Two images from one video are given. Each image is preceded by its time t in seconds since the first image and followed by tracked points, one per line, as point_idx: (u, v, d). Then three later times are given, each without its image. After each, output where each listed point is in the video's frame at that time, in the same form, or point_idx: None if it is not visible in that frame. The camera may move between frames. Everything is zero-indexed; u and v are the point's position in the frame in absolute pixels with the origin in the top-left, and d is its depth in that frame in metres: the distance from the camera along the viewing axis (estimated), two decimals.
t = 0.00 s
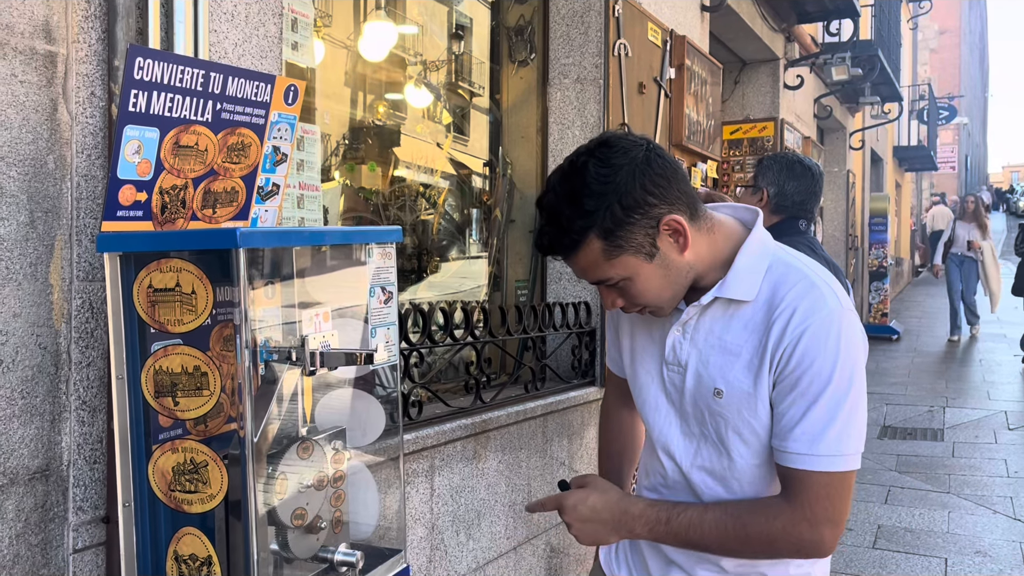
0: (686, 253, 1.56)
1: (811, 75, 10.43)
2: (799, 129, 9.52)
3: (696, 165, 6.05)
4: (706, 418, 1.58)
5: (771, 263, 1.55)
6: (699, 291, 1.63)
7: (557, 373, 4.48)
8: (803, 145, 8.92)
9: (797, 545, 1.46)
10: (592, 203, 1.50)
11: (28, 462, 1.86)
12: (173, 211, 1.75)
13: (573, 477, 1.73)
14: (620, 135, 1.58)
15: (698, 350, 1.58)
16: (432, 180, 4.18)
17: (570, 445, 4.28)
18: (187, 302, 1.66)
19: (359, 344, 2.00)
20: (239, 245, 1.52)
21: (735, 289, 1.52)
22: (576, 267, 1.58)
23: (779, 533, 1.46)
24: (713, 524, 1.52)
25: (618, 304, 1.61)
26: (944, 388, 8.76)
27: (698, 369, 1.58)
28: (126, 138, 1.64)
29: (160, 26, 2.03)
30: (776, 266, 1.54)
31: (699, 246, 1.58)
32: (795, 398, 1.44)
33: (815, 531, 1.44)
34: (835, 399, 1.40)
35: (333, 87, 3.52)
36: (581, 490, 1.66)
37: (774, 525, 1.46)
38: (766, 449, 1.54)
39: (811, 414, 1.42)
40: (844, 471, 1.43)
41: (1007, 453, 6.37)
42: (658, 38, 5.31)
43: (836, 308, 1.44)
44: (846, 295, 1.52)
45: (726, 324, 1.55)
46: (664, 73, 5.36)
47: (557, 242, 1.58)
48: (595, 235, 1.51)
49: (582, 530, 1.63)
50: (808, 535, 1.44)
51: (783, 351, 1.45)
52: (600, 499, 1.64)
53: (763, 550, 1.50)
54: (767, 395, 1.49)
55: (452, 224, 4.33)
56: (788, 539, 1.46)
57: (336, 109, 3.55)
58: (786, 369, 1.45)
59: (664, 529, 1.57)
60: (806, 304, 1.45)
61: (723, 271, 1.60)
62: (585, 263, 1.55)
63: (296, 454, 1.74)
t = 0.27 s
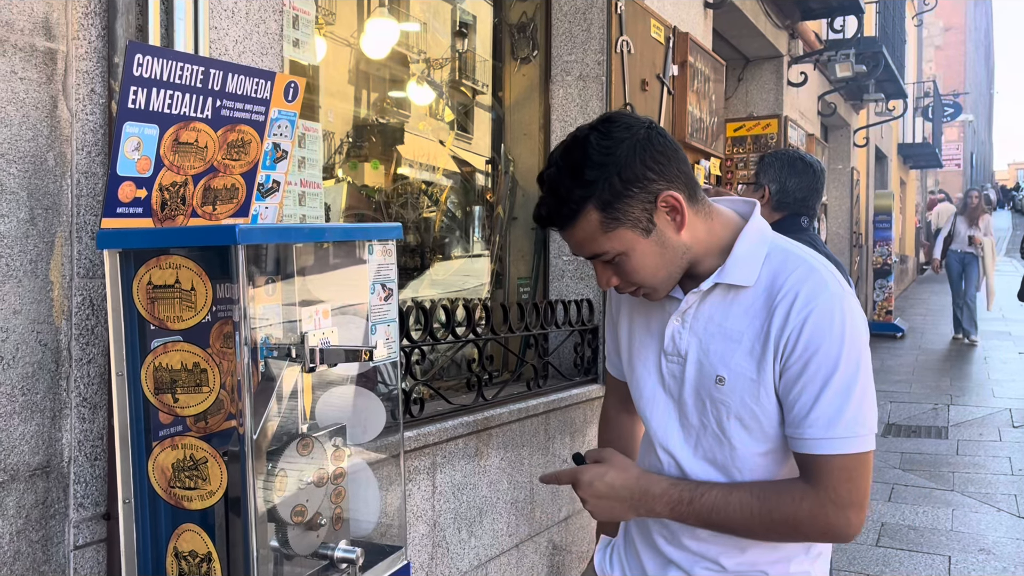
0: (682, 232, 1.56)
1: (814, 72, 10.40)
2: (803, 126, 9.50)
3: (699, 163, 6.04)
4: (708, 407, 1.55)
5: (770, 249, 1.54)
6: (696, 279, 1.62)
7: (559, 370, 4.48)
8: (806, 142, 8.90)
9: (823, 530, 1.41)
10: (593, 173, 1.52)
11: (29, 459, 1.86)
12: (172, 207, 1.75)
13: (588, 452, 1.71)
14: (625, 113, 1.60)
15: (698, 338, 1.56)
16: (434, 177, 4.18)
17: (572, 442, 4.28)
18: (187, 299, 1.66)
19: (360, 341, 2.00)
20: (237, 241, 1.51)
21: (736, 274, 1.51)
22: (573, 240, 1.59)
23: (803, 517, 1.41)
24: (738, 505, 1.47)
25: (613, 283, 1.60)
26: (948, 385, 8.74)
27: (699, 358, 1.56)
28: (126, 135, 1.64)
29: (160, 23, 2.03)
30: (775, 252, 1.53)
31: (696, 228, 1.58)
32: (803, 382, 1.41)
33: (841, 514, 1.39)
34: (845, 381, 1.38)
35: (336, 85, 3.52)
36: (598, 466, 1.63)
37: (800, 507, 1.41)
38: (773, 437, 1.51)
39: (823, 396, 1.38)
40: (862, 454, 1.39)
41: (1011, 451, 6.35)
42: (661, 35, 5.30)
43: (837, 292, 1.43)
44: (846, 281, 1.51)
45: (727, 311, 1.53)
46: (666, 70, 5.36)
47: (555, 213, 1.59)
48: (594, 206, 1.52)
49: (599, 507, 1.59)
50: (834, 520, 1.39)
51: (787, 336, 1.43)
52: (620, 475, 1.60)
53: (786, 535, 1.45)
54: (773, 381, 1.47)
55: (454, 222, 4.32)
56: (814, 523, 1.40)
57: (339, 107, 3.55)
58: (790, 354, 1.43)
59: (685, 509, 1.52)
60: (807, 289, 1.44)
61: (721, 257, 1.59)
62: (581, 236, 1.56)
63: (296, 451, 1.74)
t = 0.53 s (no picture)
0: (682, 213, 1.55)
1: (817, 70, 10.38)
2: (806, 124, 9.48)
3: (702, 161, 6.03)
4: (707, 396, 1.53)
5: (770, 239, 1.54)
6: (697, 267, 1.61)
7: (562, 369, 4.47)
8: (810, 141, 8.88)
9: (856, 511, 1.37)
10: (595, 147, 1.53)
11: (30, 457, 1.87)
12: (173, 206, 1.75)
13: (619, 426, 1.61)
14: (632, 95, 1.62)
15: (698, 326, 1.55)
16: (436, 176, 4.18)
17: (574, 441, 4.28)
18: (187, 297, 1.66)
19: (361, 340, 2.00)
20: (238, 240, 1.52)
21: (736, 260, 1.51)
22: (573, 215, 1.59)
23: (836, 499, 1.37)
24: (771, 484, 1.43)
25: (611, 261, 1.59)
26: (952, 384, 8.72)
27: (699, 346, 1.54)
28: (126, 134, 1.64)
29: (161, 22, 2.03)
30: (775, 242, 1.53)
31: (696, 211, 1.58)
32: (814, 367, 1.39)
33: (873, 496, 1.36)
34: (861, 361, 1.36)
35: (339, 83, 3.52)
36: (630, 442, 1.54)
37: (833, 487, 1.38)
38: (780, 425, 1.49)
39: (837, 378, 1.36)
40: (884, 435, 1.36)
41: (1015, 450, 6.34)
42: (663, 33, 5.29)
43: (840, 277, 1.42)
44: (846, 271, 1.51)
45: (728, 298, 1.52)
46: (668, 68, 5.35)
47: (557, 185, 1.60)
48: (594, 179, 1.53)
49: (630, 482, 1.52)
50: (866, 501, 1.36)
51: (793, 321, 1.42)
52: (653, 451, 1.52)
53: (815, 517, 1.42)
54: (779, 368, 1.45)
55: (456, 221, 4.32)
56: (848, 504, 1.37)
57: (343, 105, 3.55)
58: (798, 339, 1.41)
59: (718, 488, 1.47)
60: (811, 274, 1.43)
61: (721, 246, 1.58)
62: (582, 210, 1.56)
63: (297, 450, 1.74)
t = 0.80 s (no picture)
0: (682, 202, 1.55)
1: (821, 70, 10.37)
2: (810, 124, 9.48)
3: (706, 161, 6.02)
4: (709, 389, 1.51)
5: (772, 232, 1.53)
6: (697, 260, 1.60)
7: (565, 369, 4.47)
8: (813, 140, 8.88)
9: (864, 502, 1.35)
10: (599, 130, 1.55)
11: (33, 458, 1.87)
12: (175, 207, 1.75)
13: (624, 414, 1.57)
14: (642, 84, 1.63)
15: (699, 319, 1.54)
16: (439, 175, 4.17)
17: (577, 441, 4.27)
18: (189, 298, 1.66)
19: (363, 340, 2.00)
20: (240, 241, 1.52)
21: (739, 253, 1.50)
22: (576, 197, 1.60)
23: (843, 489, 1.35)
24: (777, 474, 1.41)
25: (611, 246, 1.60)
26: (957, 384, 8.70)
27: (700, 339, 1.53)
28: (128, 134, 1.64)
29: (163, 22, 2.03)
30: (777, 235, 1.53)
31: (698, 201, 1.57)
32: (820, 358, 1.38)
33: (880, 487, 1.34)
34: (865, 352, 1.35)
35: (342, 83, 3.52)
36: (635, 429, 1.51)
37: (840, 477, 1.35)
38: (784, 418, 1.47)
39: (844, 369, 1.35)
40: (890, 426, 1.35)
41: (1019, 450, 6.31)
42: (666, 33, 5.29)
43: (842, 270, 1.42)
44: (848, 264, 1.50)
45: (730, 290, 1.51)
46: (671, 68, 5.35)
47: (561, 167, 1.61)
48: (596, 162, 1.54)
49: (633, 470, 1.50)
50: (873, 493, 1.34)
51: (797, 313, 1.41)
52: (658, 439, 1.49)
53: (821, 509, 1.39)
54: (782, 360, 1.44)
55: (459, 220, 4.32)
56: (855, 495, 1.35)
57: (346, 105, 3.55)
58: (802, 330, 1.40)
59: (723, 476, 1.45)
60: (813, 266, 1.42)
61: (722, 240, 1.57)
62: (583, 192, 1.57)
63: (299, 450, 1.74)
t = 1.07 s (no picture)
0: (688, 193, 1.55)
1: (825, 70, 10.34)
2: (814, 124, 9.45)
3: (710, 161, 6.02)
4: (709, 386, 1.51)
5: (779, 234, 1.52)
6: (701, 259, 1.60)
7: (568, 369, 4.47)
8: (817, 140, 8.85)
9: (858, 505, 1.34)
10: (612, 115, 1.56)
11: (38, 459, 1.87)
12: (180, 208, 1.76)
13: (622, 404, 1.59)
14: (659, 76, 1.64)
15: (701, 317, 1.53)
16: (443, 176, 4.18)
17: (581, 441, 4.27)
18: (194, 299, 1.66)
19: (367, 341, 2.00)
20: (243, 243, 1.52)
21: (744, 252, 1.49)
22: (584, 182, 1.61)
23: (838, 491, 1.34)
24: (772, 472, 1.41)
25: (615, 234, 1.59)
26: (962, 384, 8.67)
27: (701, 337, 1.53)
28: (133, 136, 1.65)
29: (168, 24, 2.04)
30: (783, 236, 1.52)
31: (704, 196, 1.57)
32: (819, 360, 1.37)
33: (876, 492, 1.33)
34: (865, 355, 1.33)
35: (347, 84, 3.52)
36: (632, 419, 1.52)
37: (835, 479, 1.34)
38: (783, 419, 1.46)
39: (843, 372, 1.34)
40: (889, 430, 1.34)
41: None
42: (670, 33, 5.28)
43: (847, 272, 1.40)
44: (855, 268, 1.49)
45: (732, 289, 1.50)
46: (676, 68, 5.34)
47: (572, 151, 1.62)
48: (607, 146, 1.54)
49: (627, 460, 1.51)
50: (868, 496, 1.33)
51: (798, 313, 1.40)
52: (655, 431, 1.50)
53: (816, 512, 1.38)
54: (782, 360, 1.43)
55: (463, 221, 4.32)
56: (849, 498, 1.33)
57: (350, 107, 3.56)
58: (803, 331, 1.39)
59: (717, 472, 1.45)
60: (817, 267, 1.41)
61: (727, 238, 1.57)
62: (592, 176, 1.57)
63: (303, 451, 1.75)
